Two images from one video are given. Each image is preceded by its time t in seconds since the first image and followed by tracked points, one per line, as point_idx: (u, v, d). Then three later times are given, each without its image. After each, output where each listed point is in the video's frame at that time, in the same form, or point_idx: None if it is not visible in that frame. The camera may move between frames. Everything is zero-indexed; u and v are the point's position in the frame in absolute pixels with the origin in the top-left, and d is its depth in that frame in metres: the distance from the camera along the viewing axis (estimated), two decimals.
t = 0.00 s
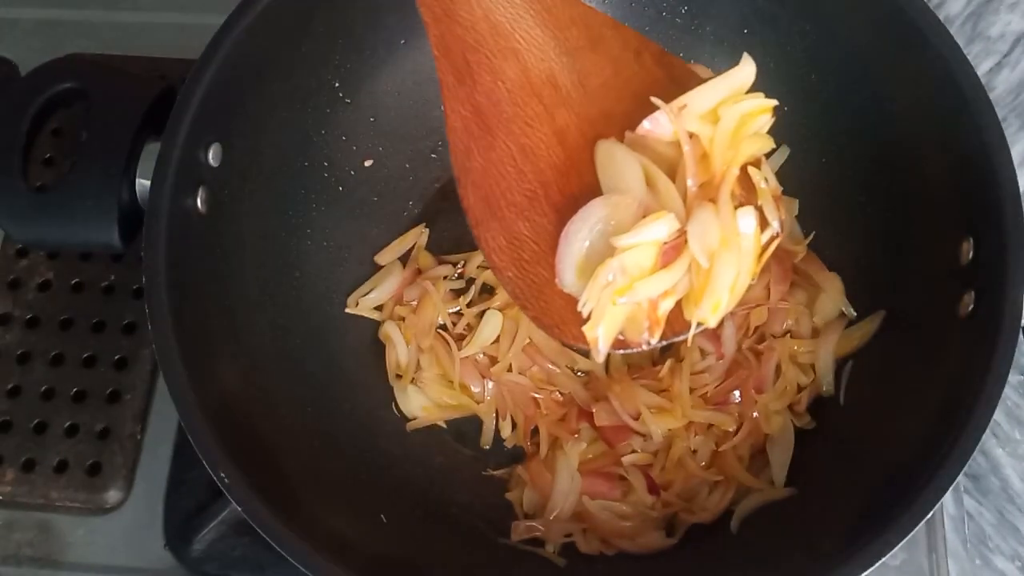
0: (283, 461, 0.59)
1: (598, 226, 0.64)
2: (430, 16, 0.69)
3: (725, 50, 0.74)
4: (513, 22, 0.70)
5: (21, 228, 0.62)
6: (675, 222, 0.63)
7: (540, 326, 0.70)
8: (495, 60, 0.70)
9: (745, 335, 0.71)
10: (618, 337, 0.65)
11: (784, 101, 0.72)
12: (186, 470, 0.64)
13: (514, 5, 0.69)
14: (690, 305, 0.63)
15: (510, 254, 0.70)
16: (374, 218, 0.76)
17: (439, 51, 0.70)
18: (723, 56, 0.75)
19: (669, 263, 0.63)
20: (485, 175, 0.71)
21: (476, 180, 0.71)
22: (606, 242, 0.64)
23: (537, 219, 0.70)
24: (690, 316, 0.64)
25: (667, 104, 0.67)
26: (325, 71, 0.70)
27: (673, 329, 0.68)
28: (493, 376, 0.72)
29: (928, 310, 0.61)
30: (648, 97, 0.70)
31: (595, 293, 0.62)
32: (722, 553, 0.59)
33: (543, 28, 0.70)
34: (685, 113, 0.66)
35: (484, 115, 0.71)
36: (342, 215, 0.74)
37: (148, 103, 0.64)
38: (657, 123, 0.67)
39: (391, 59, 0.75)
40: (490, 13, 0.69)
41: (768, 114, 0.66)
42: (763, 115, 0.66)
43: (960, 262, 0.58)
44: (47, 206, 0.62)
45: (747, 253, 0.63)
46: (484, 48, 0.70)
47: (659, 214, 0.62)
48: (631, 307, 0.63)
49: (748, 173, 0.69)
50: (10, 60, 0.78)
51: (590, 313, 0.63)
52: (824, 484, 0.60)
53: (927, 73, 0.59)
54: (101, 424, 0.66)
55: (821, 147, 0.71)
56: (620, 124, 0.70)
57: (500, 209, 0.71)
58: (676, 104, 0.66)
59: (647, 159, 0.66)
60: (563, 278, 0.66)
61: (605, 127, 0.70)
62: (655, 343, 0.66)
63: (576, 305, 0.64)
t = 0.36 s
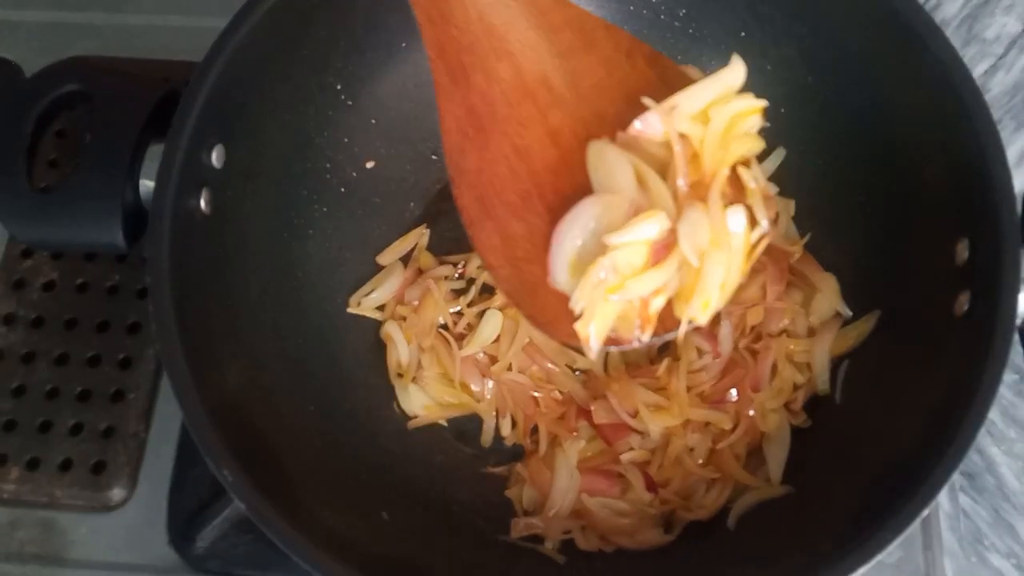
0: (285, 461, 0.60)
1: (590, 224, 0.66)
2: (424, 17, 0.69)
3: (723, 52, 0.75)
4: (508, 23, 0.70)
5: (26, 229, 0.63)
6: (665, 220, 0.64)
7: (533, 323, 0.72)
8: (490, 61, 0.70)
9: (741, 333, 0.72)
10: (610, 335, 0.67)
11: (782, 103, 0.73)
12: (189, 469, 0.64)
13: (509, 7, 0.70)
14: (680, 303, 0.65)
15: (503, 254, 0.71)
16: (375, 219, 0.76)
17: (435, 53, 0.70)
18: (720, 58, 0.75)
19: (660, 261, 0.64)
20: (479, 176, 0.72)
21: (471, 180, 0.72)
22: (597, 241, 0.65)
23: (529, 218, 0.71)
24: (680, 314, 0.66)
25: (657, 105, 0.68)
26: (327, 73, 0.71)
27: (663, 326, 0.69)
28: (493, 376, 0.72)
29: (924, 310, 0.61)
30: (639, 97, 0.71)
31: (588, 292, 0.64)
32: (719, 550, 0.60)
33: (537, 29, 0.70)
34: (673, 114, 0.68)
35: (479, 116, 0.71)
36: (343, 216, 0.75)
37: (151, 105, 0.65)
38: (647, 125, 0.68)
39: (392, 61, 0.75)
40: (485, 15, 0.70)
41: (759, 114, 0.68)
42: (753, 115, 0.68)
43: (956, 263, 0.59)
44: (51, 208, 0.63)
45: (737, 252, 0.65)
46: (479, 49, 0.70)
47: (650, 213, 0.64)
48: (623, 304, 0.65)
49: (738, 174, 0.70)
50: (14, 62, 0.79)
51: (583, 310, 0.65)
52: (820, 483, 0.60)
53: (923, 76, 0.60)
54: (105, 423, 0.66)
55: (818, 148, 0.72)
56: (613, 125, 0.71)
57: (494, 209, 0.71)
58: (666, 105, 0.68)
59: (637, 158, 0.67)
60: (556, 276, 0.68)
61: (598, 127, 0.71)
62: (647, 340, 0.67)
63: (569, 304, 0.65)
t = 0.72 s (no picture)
0: (282, 463, 0.59)
1: (583, 221, 0.65)
2: (418, 12, 0.68)
3: (725, 48, 0.74)
4: (502, 17, 0.69)
5: (20, 228, 0.62)
6: (660, 217, 0.63)
7: (525, 322, 0.70)
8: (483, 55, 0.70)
9: (744, 334, 0.71)
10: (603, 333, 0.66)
11: (785, 101, 0.72)
12: (185, 471, 0.64)
13: (503, 1, 0.69)
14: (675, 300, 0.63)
15: (496, 250, 0.70)
16: (373, 218, 0.76)
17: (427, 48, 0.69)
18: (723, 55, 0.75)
19: (654, 258, 0.63)
20: (472, 171, 0.71)
21: (463, 175, 0.71)
22: (591, 237, 0.64)
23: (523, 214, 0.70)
24: (674, 312, 0.64)
25: (652, 101, 0.67)
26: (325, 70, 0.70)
27: (657, 325, 0.68)
28: (493, 377, 0.72)
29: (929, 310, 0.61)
30: (635, 93, 0.70)
31: (581, 290, 0.63)
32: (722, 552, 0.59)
33: (530, 23, 0.69)
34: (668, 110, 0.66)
35: (472, 112, 0.70)
36: (342, 215, 0.74)
37: (147, 102, 0.64)
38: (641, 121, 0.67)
39: (391, 58, 0.75)
40: (478, 9, 0.68)
41: (755, 110, 0.67)
42: (749, 112, 0.66)
43: (961, 263, 0.58)
44: (46, 206, 0.62)
45: (733, 249, 0.64)
46: (472, 44, 0.69)
47: (644, 210, 0.62)
48: (616, 302, 0.64)
49: (734, 170, 0.68)
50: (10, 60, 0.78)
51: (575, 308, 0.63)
52: (824, 485, 0.60)
53: (928, 73, 0.59)
54: (100, 424, 0.65)
55: (821, 147, 0.71)
56: (607, 120, 0.70)
57: (486, 205, 0.71)
58: (661, 101, 0.66)
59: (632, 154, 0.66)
60: (549, 274, 0.66)
61: (592, 123, 0.70)
62: (641, 339, 0.66)
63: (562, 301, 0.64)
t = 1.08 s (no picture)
0: (283, 463, 0.59)
1: (590, 228, 0.65)
2: (424, 19, 0.68)
3: (725, 48, 0.74)
4: (508, 24, 0.69)
5: (19, 227, 0.62)
6: (667, 224, 0.63)
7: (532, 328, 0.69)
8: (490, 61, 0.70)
9: (743, 334, 0.71)
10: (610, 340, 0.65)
11: (785, 101, 0.72)
12: (185, 471, 0.64)
13: (508, 8, 0.69)
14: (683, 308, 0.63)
15: (502, 257, 0.70)
16: (373, 218, 0.76)
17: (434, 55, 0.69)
18: (723, 55, 0.74)
19: (661, 266, 0.63)
20: (478, 178, 0.71)
21: (469, 183, 0.71)
22: (598, 245, 0.64)
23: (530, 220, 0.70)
24: (682, 320, 0.64)
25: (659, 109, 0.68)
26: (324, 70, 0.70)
27: (665, 332, 0.67)
28: (493, 377, 0.72)
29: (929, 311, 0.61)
30: (641, 101, 0.70)
31: (590, 297, 0.63)
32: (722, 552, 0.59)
33: (536, 30, 0.70)
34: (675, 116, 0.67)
35: (478, 118, 0.70)
36: (342, 215, 0.74)
37: (147, 102, 0.64)
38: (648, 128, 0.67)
39: (389, 59, 0.75)
40: (483, 16, 0.69)
41: (760, 118, 0.67)
42: (754, 119, 0.67)
43: (961, 262, 0.58)
44: (46, 206, 0.62)
45: (740, 255, 0.63)
46: (478, 50, 0.70)
47: (651, 217, 0.63)
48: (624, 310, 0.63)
49: (741, 177, 0.68)
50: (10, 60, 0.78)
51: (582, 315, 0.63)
52: (824, 485, 0.60)
53: (928, 73, 0.59)
54: (100, 424, 0.65)
55: (821, 147, 0.71)
56: (613, 127, 0.70)
57: (493, 212, 0.70)
58: (669, 108, 0.67)
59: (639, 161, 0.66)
60: (556, 281, 0.66)
61: (598, 129, 0.70)
62: (647, 347, 0.66)
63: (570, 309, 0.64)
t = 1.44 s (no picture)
0: (283, 464, 0.59)
1: (595, 231, 0.65)
2: (427, 23, 0.68)
3: (725, 48, 0.74)
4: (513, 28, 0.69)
5: (19, 227, 0.62)
6: (671, 227, 0.63)
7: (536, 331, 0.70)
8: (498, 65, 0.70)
9: (743, 333, 0.71)
10: (616, 343, 0.66)
11: (785, 101, 0.72)
12: (186, 471, 0.64)
13: (511, 13, 0.69)
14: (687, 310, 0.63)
15: (508, 260, 0.70)
16: (373, 218, 0.76)
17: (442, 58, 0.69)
18: (723, 55, 0.74)
19: (665, 268, 0.63)
20: (483, 182, 0.70)
21: (474, 187, 0.70)
22: (602, 247, 0.64)
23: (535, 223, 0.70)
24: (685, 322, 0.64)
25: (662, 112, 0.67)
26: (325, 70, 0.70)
27: (669, 334, 0.67)
28: (492, 377, 0.72)
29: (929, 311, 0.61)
30: (644, 104, 0.70)
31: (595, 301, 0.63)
32: (722, 552, 0.59)
33: (539, 35, 0.70)
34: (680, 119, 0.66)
35: (481, 122, 0.70)
36: (342, 215, 0.74)
37: (148, 102, 0.64)
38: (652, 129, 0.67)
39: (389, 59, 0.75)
40: (487, 21, 0.69)
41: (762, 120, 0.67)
42: (757, 121, 0.67)
43: (961, 262, 0.58)
44: (46, 206, 0.62)
45: (743, 258, 0.64)
46: (481, 55, 0.70)
47: (655, 220, 0.62)
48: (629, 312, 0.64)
49: (743, 180, 0.68)
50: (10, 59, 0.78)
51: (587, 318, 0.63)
52: (824, 485, 0.60)
53: (927, 73, 0.59)
54: (101, 424, 0.65)
55: (822, 147, 0.71)
56: (616, 130, 0.70)
57: (497, 215, 0.70)
58: (672, 112, 0.66)
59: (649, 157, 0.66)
60: (562, 285, 0.66)
61: (601, 133, 0.70)
62: (653, 347, 0.66)
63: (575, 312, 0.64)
